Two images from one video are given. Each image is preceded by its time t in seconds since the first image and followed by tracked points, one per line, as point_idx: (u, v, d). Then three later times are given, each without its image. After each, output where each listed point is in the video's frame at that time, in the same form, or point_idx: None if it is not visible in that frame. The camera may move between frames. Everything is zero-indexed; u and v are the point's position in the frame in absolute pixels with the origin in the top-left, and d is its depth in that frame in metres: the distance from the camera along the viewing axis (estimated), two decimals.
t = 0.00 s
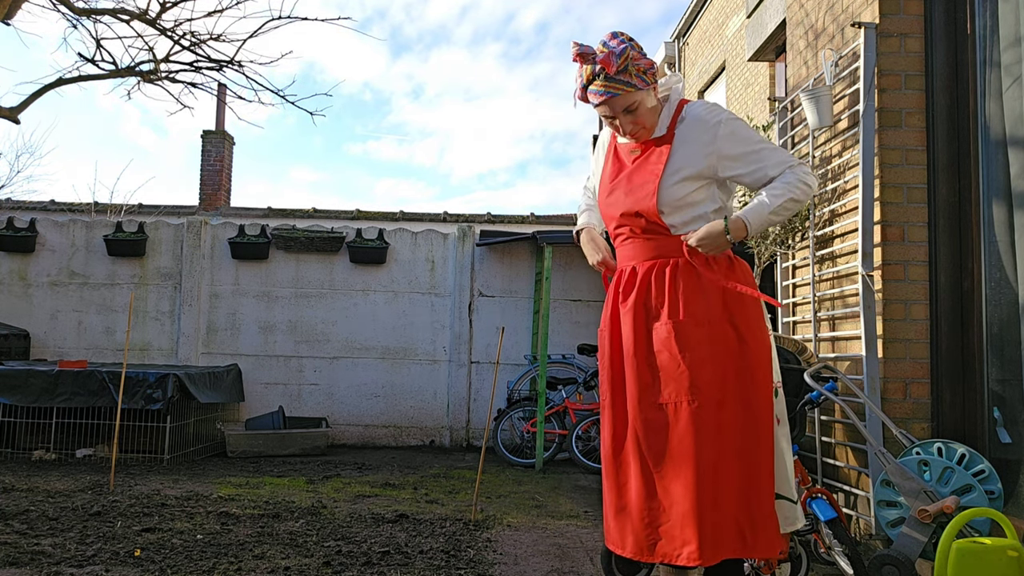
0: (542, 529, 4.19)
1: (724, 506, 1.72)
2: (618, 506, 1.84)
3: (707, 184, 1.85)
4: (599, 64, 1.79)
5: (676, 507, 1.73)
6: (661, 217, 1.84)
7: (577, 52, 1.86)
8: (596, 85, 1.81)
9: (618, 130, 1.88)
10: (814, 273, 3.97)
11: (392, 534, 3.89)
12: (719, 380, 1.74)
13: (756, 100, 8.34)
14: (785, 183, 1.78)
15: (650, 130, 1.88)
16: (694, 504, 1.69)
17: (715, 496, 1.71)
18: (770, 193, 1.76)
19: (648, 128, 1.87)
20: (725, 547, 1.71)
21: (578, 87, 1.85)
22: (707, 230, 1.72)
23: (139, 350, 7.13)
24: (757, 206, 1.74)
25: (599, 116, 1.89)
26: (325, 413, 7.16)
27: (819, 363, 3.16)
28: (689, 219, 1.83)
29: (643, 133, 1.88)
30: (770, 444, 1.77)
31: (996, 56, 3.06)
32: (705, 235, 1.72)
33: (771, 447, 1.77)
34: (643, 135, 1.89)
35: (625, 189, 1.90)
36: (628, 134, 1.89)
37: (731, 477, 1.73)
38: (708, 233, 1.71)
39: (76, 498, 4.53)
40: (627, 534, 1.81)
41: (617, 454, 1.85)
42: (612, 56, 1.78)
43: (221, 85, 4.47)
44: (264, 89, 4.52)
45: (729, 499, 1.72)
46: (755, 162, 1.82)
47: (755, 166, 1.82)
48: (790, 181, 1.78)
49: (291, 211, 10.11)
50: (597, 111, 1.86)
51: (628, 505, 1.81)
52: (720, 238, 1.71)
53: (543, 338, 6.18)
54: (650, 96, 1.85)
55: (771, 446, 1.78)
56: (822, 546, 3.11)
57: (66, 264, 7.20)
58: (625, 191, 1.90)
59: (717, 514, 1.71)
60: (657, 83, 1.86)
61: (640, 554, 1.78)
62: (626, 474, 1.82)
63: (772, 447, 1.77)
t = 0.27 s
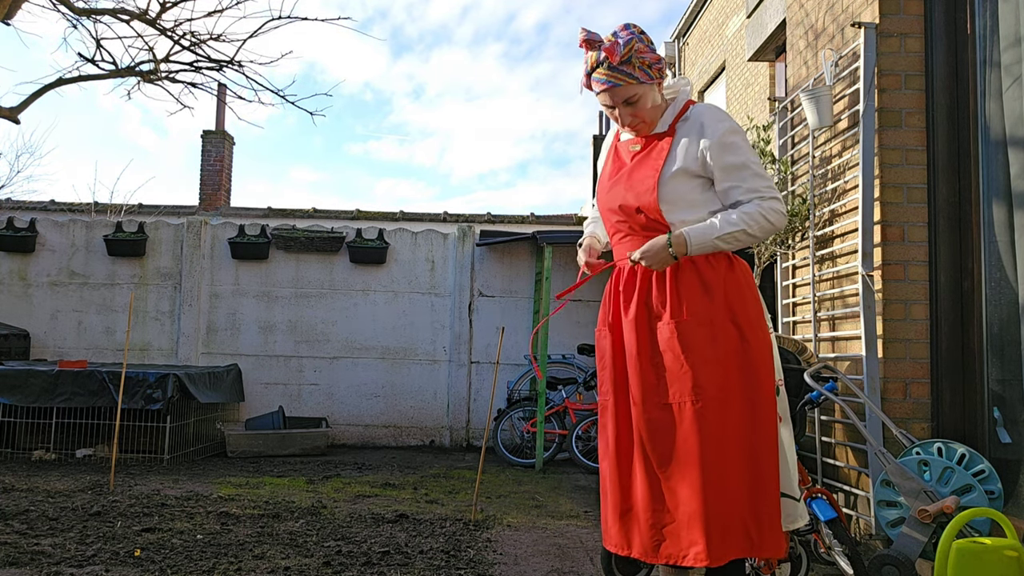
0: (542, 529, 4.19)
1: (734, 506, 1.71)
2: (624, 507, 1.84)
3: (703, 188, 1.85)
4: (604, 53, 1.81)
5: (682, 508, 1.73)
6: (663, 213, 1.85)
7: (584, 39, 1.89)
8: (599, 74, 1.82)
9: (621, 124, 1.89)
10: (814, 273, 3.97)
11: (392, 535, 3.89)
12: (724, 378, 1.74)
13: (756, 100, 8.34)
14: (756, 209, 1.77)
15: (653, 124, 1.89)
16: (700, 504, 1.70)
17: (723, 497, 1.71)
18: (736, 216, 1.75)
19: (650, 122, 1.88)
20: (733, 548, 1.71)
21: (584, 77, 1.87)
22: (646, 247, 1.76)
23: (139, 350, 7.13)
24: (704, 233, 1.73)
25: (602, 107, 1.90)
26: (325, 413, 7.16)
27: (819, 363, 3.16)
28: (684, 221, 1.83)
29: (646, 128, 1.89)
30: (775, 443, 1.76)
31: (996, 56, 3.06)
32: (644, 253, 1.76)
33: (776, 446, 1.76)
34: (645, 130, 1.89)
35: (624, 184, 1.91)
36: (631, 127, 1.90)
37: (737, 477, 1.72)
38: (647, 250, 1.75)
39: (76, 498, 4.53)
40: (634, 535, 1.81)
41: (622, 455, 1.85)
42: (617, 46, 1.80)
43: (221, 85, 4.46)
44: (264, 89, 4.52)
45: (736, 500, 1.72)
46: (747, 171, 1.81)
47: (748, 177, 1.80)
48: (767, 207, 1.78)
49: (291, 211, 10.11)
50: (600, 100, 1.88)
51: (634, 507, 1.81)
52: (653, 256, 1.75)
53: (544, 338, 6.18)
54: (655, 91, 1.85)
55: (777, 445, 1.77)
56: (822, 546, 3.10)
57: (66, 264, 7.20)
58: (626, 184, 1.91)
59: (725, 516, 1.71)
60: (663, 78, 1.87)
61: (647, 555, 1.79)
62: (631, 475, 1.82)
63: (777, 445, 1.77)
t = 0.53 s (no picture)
0: (542, 529, 4.19)
1: (725, 507, 1.71)
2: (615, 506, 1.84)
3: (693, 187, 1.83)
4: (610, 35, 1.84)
5: (672, 507, 1.73)
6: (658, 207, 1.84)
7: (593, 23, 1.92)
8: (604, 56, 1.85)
9: (622, 112, 1.91)
10: (814, 273, 3.97)
11: (392, 534, 3.89)
12: (715, 378, 1.74)
13: (756, 100, 8.34)
14: (721, 214, 1.74)
15: (653, 115, 1.91)
16: (690, 504, 1.69)
17: (714, 497, 1.70)
18: (699, 218, 1.75)
19: (650, 112, 1.89)
20: (724, 549, 1.70)
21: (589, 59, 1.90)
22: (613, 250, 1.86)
23: (139, 350, 7.13)
24: (660, 234, 1.77)
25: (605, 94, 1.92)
26: (325, 413, 7.16)
27: (819, 363, 3.16)
28: (673, 216, 1.82)
29: (646, 119, 1.90)
30: (768, 444, 1.76)
31: (996, 56, 3.06)
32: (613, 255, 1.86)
33: (769, 447, 1.75)
34: (646, 120, 1.91)
35: (620, 180, 1.93)
36: (631, 116, 1.91)
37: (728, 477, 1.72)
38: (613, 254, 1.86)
39: (76, 498, 4.53)
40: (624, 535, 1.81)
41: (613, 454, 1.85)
42: (623, 28, 1.83)
43: (221, 85, 4.46)
44: (264, 89, 4.51)
45: (726, 499, 1.71)
46: (734, 169, 1.77)
47: (733, 176, 1.77)
48: (736, 211, 1.74)
49: (291, 211, 10.11)
50: (602, 84, 1.89)
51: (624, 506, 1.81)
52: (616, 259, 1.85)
53: (543, 338, 6.18)
54: (659, 82, 1.88)
55: (770, 446, 1.76)
56: (822, 546, 3.10)
57: (66, 264, 7.20)
58: (623, 180, 1.92)
59: (716, 516, 1.70)
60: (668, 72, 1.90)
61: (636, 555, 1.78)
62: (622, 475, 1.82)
63: (770, 445, 1.76)
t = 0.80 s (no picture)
0: (542, 529, 4.19)
1: (707, 508, 1.69)
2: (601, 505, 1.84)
3: (685, 184, 1.82)
4: (639, 12, 1.92)
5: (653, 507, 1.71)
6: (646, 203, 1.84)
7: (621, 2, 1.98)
8: (630, 29, 1.91)
9: (631, 92, 1.91)
10: (814, 273, 3.97)
11: (392, 534, 3.89)
12: (699, 377, 1.72)
13: (756, 100, 8.35)
14: (717, 208, 1.72)
15: (658, 107, 1.92)
16: (670, 502, 1.68)
17: (695, 498, 1.68)
18: (695, 213, 1.73)
19: (658, 100, 1.91)
20: (706, 550, 1.67)
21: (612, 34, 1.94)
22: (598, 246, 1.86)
23: (139, 350, 7.13)
24: (656, 231, 1.76)
25: (618, 70, 1.93)
26: (325, 413, 7.16)
27: (819, 363, 3.16)
28: (665, 214, 1.81)
29: (653, 104, 1.91)
30: (755, 445, 1.72)
31: (996, 56, 3.06)
32: (598, 250, 1.86)
33: (755, 448, 1.72)
34: (651, 109, 1.92)
35: (614, 178, 1.93)
36: (637, 101, 1.92)
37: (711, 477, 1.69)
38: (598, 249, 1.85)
39: (76, 497, 4.53)
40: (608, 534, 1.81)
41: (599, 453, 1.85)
42: (654, 7, 1.92)
43: (221, 85, 4.46)
44: (264, 89, 4.51)
45: (708, 501, 1.69)
46: (728, 166, 1.75)
47: (728, 173, 1.75)
48: (733, 205, 1.72)
49: (292, 211, 10.11)
50: (619, 59, 1.92)
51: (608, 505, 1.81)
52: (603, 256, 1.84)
53: (543, 338, 6.18)
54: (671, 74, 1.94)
55: (758, 448, 1.72)
56: (822, 546, 3.10)
57: (66, 264, 7.20)
58: (617, 176, 1.92)
59: (697, 517, 1.68)
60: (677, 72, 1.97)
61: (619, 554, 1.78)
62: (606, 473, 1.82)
63: (758, 447, 1.72)
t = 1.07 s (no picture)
0: (542, 529, 4.19)
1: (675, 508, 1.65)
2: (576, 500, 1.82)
3: (672, 187, 1.81)
4: (654, 13, 1.93)
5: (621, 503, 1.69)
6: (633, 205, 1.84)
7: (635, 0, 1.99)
8: (641, 28, 1.91)
9: (634, 90, 1.91)
10: (814, 273, 3.97)
11: (392, 534, 3.89)
12: (673, 375, 1.69)
13: (756, 100, 8.35)
14: (694, 211, 1.71)
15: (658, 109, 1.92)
16: (640, 499, 1.65)
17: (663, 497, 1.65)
18: (677, 217, 1.71)
19: (659, 101, 1.90)
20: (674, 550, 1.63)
21: (622, 31, 1.95)
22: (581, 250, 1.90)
23: (139, 350, 7.13)
24: (638, 239, 1.76)
25: (623, 67, 1.93)
26: (325, 413, 7.16)
27: (820, 363, 3.16)
28: (651, 217, 1.80)
29: (654, 104, 1.90)
30: (731, 448, 1.68)
31: (996, 56, 3.06)
32: (582, 254, 1.89)
33: (731, 451, 1.68)
34: (651, 109, 1.91)
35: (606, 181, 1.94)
36: (637, 101, 1.91)
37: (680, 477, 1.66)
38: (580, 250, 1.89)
39: (76, 498, 4.53)
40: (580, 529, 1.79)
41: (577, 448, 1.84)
42: (668, 11, 1.94)
43: (221, 85, 4.46)
44: (264, 89, 4.51)
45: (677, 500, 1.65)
46: (713, 168, 1.73)
47: (714, 175, 1.73)
48: (715, 208, 1.70)
49: (292, 211, 10.11)
50: (627, 55, 1.92)
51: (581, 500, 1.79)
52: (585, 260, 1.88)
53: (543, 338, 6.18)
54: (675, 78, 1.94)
55: (734, 451, 1.68)
56: (822, 546, 3.10)
57: (66, 264, 7.20)
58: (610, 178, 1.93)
59: (663, 516, 1.65)
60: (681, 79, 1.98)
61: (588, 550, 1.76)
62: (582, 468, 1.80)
63: (734, 450, 1.68)
